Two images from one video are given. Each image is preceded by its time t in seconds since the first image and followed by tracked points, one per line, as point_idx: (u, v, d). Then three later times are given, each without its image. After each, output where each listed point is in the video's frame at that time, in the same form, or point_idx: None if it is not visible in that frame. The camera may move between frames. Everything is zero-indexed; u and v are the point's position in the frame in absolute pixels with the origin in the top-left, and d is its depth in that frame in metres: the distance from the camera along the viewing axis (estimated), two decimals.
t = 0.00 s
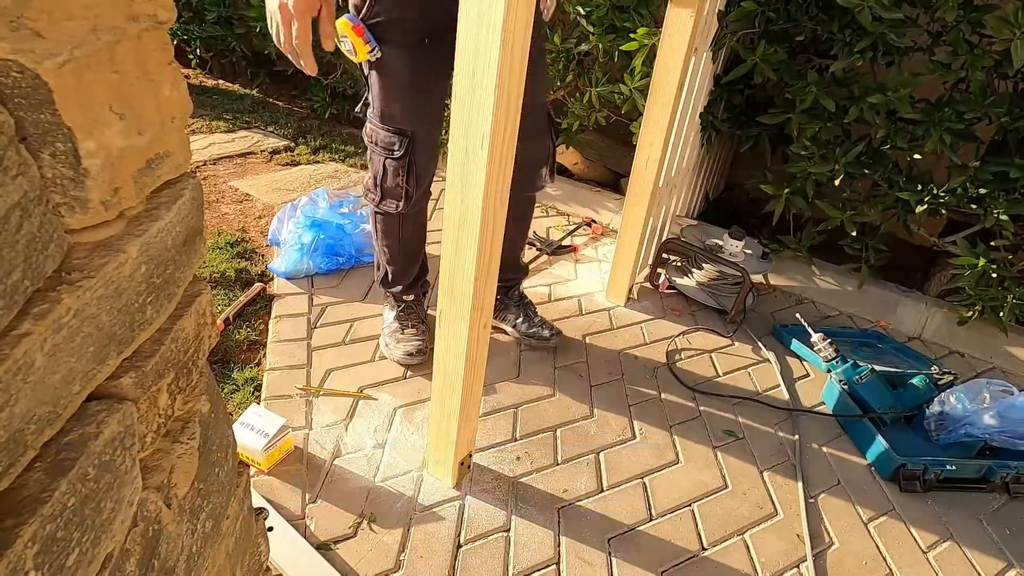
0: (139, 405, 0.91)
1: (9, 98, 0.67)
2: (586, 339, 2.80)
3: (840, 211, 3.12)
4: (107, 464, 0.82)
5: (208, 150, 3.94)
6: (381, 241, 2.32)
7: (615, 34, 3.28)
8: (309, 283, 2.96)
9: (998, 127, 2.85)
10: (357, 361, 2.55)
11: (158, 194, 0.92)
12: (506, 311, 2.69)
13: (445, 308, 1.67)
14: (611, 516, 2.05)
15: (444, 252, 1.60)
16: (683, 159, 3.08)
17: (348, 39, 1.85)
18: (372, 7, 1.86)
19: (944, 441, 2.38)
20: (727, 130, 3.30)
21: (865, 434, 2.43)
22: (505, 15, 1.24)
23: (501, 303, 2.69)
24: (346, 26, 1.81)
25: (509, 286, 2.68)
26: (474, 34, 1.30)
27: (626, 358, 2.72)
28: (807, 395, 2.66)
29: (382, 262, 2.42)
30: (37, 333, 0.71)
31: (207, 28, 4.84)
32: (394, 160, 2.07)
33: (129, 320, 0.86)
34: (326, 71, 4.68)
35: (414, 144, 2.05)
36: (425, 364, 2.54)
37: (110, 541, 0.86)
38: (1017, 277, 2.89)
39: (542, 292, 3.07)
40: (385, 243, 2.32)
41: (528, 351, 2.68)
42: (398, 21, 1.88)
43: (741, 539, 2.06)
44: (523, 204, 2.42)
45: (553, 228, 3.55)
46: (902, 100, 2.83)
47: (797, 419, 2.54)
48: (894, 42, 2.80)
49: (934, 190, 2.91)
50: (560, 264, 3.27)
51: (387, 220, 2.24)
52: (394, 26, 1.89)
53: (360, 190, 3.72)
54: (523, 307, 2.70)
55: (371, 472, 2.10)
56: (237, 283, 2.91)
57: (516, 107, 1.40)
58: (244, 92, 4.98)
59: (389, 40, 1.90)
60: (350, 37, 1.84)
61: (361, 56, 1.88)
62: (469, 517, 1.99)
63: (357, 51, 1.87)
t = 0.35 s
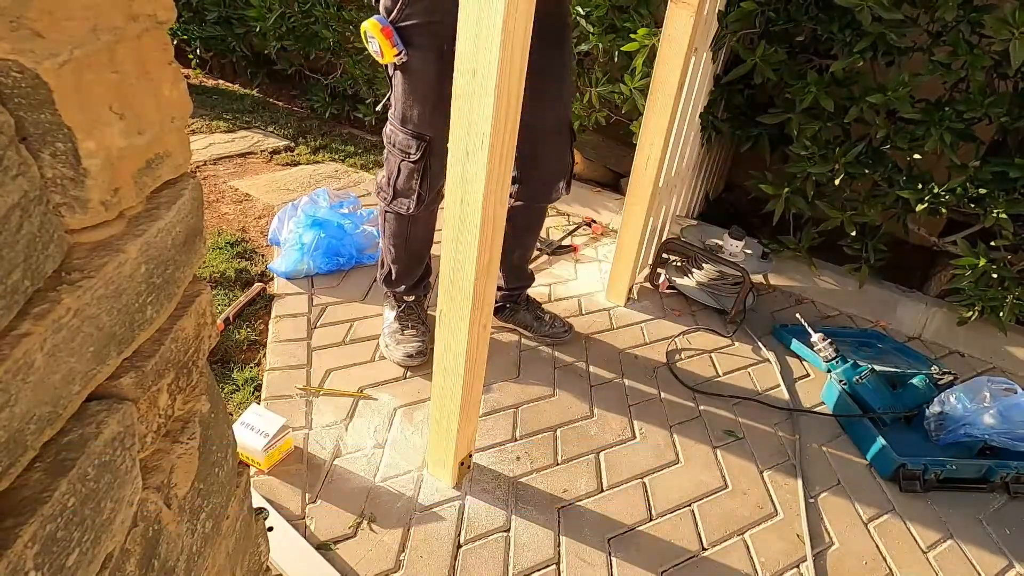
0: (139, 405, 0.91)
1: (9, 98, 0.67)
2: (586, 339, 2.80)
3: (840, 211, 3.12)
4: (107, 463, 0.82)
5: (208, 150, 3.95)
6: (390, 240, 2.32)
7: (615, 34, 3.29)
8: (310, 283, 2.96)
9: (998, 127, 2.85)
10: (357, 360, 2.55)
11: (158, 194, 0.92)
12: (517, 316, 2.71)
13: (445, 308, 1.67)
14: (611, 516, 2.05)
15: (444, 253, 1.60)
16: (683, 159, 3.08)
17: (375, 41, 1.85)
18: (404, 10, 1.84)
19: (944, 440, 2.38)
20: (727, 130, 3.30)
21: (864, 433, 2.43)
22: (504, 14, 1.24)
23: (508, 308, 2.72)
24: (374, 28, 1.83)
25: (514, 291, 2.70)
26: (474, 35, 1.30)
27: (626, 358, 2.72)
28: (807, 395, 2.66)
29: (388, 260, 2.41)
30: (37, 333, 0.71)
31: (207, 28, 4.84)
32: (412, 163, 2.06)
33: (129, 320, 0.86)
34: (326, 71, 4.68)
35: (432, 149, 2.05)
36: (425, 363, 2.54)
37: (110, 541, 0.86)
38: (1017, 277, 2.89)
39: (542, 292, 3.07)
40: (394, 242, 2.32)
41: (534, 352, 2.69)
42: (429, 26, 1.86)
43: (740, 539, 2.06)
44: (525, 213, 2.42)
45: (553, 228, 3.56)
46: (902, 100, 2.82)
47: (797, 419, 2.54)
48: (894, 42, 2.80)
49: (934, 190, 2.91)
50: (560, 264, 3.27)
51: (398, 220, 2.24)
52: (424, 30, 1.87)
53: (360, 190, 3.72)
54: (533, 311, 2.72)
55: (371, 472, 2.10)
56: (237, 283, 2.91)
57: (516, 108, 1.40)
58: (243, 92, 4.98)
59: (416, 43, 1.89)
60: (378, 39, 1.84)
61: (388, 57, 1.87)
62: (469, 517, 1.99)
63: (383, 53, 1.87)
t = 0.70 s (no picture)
0: (139, 405, 0.91)
1: (9, 98, 0.67)
2: (586, 339, 2.80)
3: (840, 211, 3.12)
4: (107, 463, 0.82)
5: (208, 150, 3.95)
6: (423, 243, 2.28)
7: (615, 34, 3.29)
8: (309, 283, 2.96)
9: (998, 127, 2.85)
10: (357, 360, 2.56)
11: (158, 194, 0.92)
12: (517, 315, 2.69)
13: (445, 308, 1.67)
14: (610, 516, 2.05)
15: (444, 252, 1.60)
16: (683, 159, 3.08)
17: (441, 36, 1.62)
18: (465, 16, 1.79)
19: (944, 440, 2.38)
20: (727, 130, 3.30)
21: (864, 433, 2.43)
22: (505, 13, 1.24)
23: (508, 307, 2.69)
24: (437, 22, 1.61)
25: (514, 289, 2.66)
26: (473, 34, 1.30)
27: (626, 358, 2.72)
28: (807, 395, 2.66)
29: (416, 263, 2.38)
30: (37, 333, 0.70)
31: (207, 28, 4.83)
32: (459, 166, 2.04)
33: (129, 320, 0.86)
34: (326, 71, 4.68)
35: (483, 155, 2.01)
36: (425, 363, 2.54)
37: (110, 541, 0.85)
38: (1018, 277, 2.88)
39: (542, 292, 3.07)
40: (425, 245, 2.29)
41: (534, 352, 2.69)
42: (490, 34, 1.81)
43: (740, 539, 2.06)
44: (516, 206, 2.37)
45: (552, 228, 3.56)
46: (902, 100, 2.82)
47: (798, 419, 2.54)
48: (894, 42, 2.80)
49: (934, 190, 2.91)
50: (560, 264, 3.27)
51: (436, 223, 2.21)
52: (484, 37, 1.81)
53: (360, 190, 3.72)
54: (532, 310, 2.71)
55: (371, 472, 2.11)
56: (237, 283, 2.91)
57: (516, 107, 1.40)
58: (244, 92, 4.98)
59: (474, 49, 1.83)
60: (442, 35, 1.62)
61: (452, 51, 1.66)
62: (469, 517, 1.99)
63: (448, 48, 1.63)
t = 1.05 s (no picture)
0: (139, 405, 0.91)
1: (9, 98, 0.67)
2: (586, 339, 2.80)
3: (840, 211, 3.12)
4: (106, 464, 0.82)
5: (208, 150, 3.95)
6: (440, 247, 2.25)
7: (615, 34, 3.29)
8: (309, 283, 2.96)
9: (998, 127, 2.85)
10: (357, 360, 2.56)
11: (158, 194, 0.92)
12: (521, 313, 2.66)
13: (445, 308, 1.67)
14: (610, 516, 2.05)
15: (443, 253, 1.60)
16: (683, 159, 3.08)
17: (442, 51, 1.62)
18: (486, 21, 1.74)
19: (944, 440, 2.37)
20: (727, 129, 3.30)
21: (864, 434, 2.43)
22: (505, 18, 1.24)
23: (512, 304, 2.63)
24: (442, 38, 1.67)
25: (521, 288, 2.61)
26: (473, 37, 1.31)
27: (626, 358, 2.72)
28: (807, 395, 2.66)
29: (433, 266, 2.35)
30: (37, 333, 0.70)
31: (207, 28, 4.83)
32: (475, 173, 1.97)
33: (129, 320, 0.86)
34: (326, 71, 4.69)
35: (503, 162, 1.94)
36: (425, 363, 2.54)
37: (110, 541, 0.85)
38: (1018, 277, 2.89)
39: (542, 292, 3.07)
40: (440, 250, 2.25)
41: (531, 354, 2.67)
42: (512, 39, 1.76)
43: (740, 539, 2.06)
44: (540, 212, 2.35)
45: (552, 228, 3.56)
46: (902, 100, 2.82)
47: (798, 419, 2.54)
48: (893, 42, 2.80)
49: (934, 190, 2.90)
50: (560, 264, 3.27)
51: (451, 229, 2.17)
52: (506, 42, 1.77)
53: (360, 190, 3.72)
54: (535, 309, 2.69)
55: (371, 472, 2.11)
56: (237, 283, 2.91)
57: (516, 111, 1.40)
58: (244, 92, 4.98)
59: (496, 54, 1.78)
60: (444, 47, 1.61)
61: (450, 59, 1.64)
62: (469, 517, 1.99)
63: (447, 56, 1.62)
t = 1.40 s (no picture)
0: (139, 405, 0.91)
1: (9, 99, 0.67)
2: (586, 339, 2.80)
3: (840, 212, 3.12)
4: (106, 464, 0.82)
5: (208, 150, 3.95)
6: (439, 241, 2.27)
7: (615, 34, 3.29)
8: (309, 283, 2.96)
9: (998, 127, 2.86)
10: (357, 360, 2.55)
11: (158, 194, 0.92)
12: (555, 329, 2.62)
13: (445, 308, 1.67)
14: (610, 516, 2.05)
15: (443, 253, 1.60)
16: (683, 159, 3.08)
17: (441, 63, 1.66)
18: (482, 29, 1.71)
19: (944, 441, 2.37)
20: (727, 129, 3.30)
21: (864, 434, 2.43)
22: (505, 20, 1.25)
23: (547, 321, 2.62)
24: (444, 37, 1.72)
25: (554, 304, 2.60)
26: (473, 38, 1.31)
27: (626, 358, 2.73)
28: (807, 395, 2.67)
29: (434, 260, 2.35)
30: (37, 334, 0.70)
31: (207, 28, 4.83)
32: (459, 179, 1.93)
33: (129, 320, 0.86)
34: (326, 71, 4.69)
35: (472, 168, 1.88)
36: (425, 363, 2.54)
37: (110, 542, 0.85)
38: (1018, 277, 2.89)
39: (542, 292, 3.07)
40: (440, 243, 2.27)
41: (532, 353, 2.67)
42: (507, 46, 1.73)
43: (741, 539, 2.05)
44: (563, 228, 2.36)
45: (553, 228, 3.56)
46: (903, 100, 2.82)
47: (798, 419, 2.54)
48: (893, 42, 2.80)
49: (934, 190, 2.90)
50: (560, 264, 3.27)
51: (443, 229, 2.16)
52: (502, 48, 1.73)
53: (360, 190, 3.72)
54: (568, 323, 2.65)
55: (371, 472, 2.11)
56: (237, 283, 2.91)
57: (516, 111, 1.40)
58: (243, 92, 4.98)
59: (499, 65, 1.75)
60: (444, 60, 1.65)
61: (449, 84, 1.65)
62: (469, 517, 1.99)
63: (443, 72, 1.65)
